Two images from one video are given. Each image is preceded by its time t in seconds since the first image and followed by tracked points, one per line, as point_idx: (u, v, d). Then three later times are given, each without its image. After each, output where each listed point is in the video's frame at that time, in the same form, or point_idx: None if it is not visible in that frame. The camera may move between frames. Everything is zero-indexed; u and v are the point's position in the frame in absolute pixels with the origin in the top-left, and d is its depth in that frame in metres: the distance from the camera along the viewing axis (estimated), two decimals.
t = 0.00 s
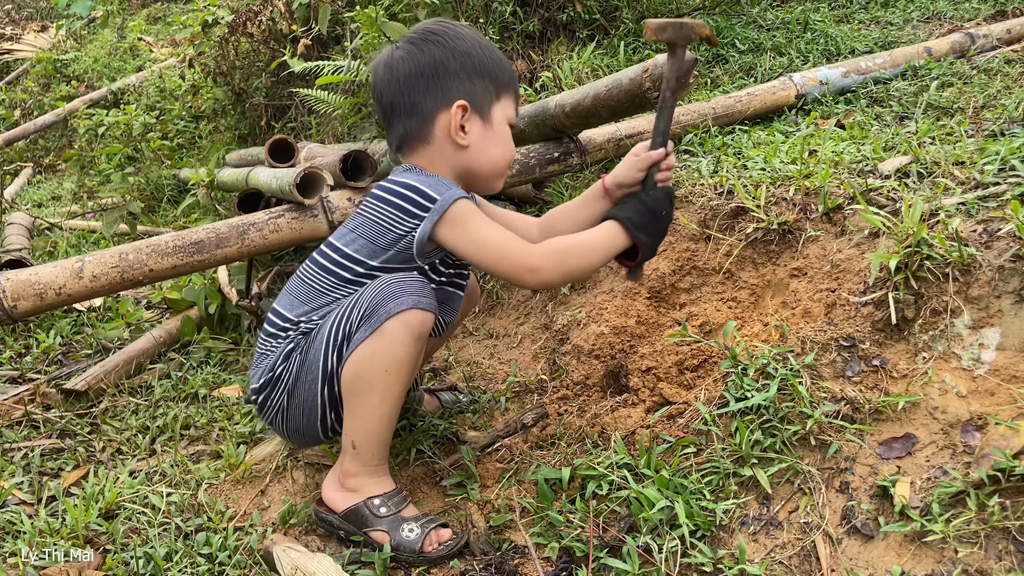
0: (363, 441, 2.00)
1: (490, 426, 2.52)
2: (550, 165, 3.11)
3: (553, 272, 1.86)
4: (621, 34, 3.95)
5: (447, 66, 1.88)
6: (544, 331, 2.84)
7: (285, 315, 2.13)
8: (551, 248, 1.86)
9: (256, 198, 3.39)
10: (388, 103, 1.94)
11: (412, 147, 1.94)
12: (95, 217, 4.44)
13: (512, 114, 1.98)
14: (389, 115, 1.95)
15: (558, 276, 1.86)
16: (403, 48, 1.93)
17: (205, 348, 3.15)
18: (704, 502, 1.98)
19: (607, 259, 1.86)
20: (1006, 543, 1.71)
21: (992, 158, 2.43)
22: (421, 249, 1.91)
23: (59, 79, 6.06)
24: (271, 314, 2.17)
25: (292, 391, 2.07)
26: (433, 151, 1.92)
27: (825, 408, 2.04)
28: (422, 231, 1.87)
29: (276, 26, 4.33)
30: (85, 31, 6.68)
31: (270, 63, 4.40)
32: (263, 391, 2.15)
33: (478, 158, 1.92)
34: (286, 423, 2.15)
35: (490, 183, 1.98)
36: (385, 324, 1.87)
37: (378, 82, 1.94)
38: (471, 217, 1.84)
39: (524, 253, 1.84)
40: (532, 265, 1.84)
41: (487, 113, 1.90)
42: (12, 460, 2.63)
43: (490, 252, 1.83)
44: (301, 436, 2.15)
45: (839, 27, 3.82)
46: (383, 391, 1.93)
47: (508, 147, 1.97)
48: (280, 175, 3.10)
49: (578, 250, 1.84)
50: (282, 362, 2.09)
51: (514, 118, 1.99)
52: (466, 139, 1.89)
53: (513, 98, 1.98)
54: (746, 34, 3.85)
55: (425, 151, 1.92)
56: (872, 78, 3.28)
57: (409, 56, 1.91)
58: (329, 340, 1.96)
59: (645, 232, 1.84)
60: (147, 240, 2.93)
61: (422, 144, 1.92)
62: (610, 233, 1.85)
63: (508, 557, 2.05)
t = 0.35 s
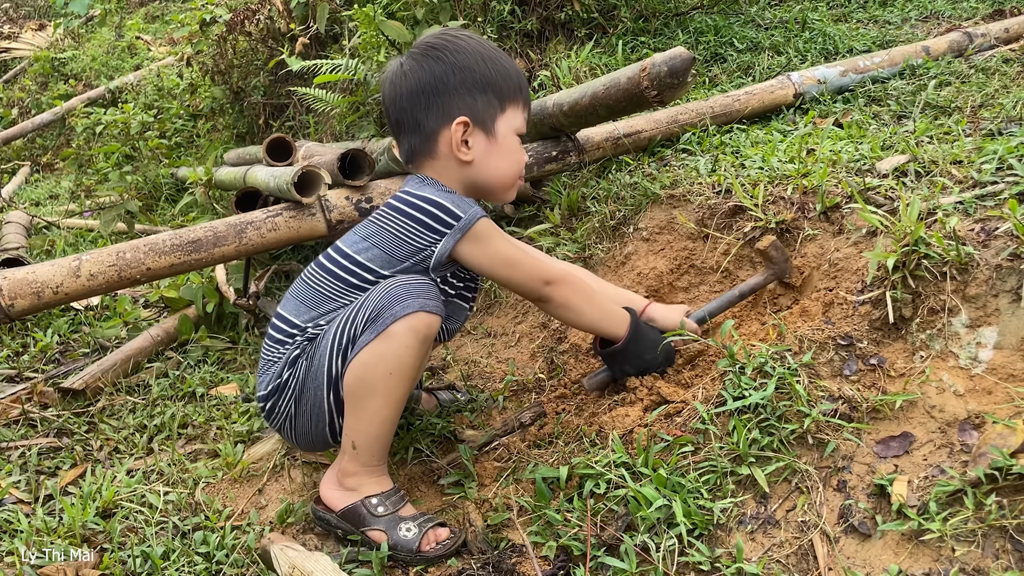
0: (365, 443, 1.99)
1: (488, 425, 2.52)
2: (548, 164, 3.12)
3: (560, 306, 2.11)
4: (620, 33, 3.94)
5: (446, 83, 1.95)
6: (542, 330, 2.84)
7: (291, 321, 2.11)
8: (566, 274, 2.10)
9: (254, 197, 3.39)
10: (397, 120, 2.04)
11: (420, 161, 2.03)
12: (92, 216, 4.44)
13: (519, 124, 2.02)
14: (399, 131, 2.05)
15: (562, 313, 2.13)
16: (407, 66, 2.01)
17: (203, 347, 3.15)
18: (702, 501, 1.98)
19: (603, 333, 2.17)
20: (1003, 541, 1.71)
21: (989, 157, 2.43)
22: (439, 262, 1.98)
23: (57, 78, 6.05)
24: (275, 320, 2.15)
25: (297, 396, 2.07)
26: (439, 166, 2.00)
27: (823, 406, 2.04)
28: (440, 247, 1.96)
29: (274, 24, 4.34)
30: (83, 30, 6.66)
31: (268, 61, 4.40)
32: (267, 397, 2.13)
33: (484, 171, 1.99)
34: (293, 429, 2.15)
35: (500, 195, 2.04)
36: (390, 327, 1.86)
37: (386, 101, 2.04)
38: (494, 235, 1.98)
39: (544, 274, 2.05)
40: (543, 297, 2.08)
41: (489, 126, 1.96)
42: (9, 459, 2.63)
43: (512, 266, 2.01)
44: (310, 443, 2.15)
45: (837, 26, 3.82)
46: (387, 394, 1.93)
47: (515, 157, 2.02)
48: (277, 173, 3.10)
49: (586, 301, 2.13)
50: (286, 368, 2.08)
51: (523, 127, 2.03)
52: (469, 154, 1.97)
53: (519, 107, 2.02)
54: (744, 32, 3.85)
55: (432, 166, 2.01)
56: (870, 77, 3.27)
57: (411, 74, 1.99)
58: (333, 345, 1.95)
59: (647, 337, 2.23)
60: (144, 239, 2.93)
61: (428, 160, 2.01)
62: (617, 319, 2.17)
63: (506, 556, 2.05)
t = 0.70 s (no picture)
0: (359, 442, 1.99)
1: (486, 423, 2.52)
2: (547, 162, 3.11)
3: (518, 312, 2.03)
4: (618, 31, 3.94)
5: (409, 73, 1.90)
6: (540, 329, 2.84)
7: (276, 334, 2.10)
8: (523, 279, 2.02)
9: (251, 195, 3.38)
10: (360, 109, 2.00)
11: (383, 151, 2.00)
12: (90, 215, 4.43)
13: (485, 114, 1.98)
14: (363, 121, 2.01)
15: (521, 318, 2.04)
16: (370, 54, 1.95)
17: (200, 345, 3.14)
18: (700, 499, 1.98)
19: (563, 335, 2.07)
20: (1001, 540, 1.71)
21: (987, 155, 2.43)
22: (400, 259, 1.95)
23: (55, 76, 6.04)
24: (261, 336, 2.14)
25: (293, 406, 2.06)
26: (402, 157, 1.98)
27: (821, 405, 2.03)
28: (398, 240, 1.92)
29: (271, 23, 4.33)
30: (81, 28, 6.65)
31: (266, 60, 4.40)
32: (264, 412, 2.13)
33: (448, 164, 1.97)
34: (292, 438, 2.14)
35: (465, 186, 2.02)
36: (381, 325, 1.86)
37: (350, 89, 2.00)
38: (448, 230, 1.94)
39: (497, 277, 1.98)
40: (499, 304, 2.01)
41: (453, 119, 1.92)
42: (5, 457, 2.62)
43: (464, 267, 1.95)
44: (313, 453, 2.15)
45: (836, 24, 3.82)
46: (381, 392, 1.92)
47: (481, 149, 1.99)
48: (274, 171, 3.09)
49: (545, 305, 2.03)
50: (279, 380, 2.08)
51: (490, 118, 1.99)
52: (431, 146, 1.93)
53: (486, 98, 1.98)
54: (742, 31, 3.84)
55: (395, 157, 1.98)
56: (868, 75, 3.27)
57: (374, 63, 1.94)
58: (325, 350, 1.94)
59: (612, 335, 2.11)
60: (141, 237, 2.92)
61: (391, 152, 1.98)
62: (577, 319, 2.07)
63: (503, 554, 2.04)
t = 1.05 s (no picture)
0: (358, 440, 1.99)
1: (485, 423, 2.52)
2: (546, 162, 3.10)
3: (468, 323, 1.92)
4: (617, 30, 3.93)
5: (360, 61, 1.89)
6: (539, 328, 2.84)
7: (271, 344, 2.09)
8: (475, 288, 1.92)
9: (250, 195, 3.38)
10: (311, 106, 1.96)
11: (343, 145, 1.98)
12: (88, 214, 4.42)
13: (437, 94, 2.00)
14: (316, 117, 1.98)
15: (464, 329, 1.93)
16: (316, 48, 1.93)
17: (199, 344, 3.14)
18: (699, 498, 1.99)
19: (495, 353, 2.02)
20: (1000, 539, 1.71)
21: (986, 155, 2.44)
22: (376, 254, 1.92)
23: (53, 75, 6.04)
24: (254, 348, 2.13)
25: (299, 413, 2.06)
26: (364, 148, 1.96)
27: (820, 404, 2.04)
28: (371, 233, 1.89)
29: (270, 22, 4.30)
30: (79, 27, 6.64)
31: (265, 59, 4.40)
32: (267, 422, 2.13)
33: (409, 147, 1.97)
34: (299, 444, 2.14)
35: (427, 167, 2.03)
36: (383, 324, 1.87)
37: (298, 87, 1.96)
38: (414, 223, 1.89)
39: (453, 276, 1.87)
40: (453, 309, 1.87)
41: (410, 100, 1.93)
42: (5, 457, 2.62)
43: (426, 259, 1.86)
44: (321, 455, 2.16)
45: (835, 24, 3.82)
46: (380, 390, 1.93)
47: (438, 129, 2.01)
48: (273, 171, 3.09)
49: (489, 320, 1.95)
50: (281, 388, 2.08)
51: (440, 97, 2.02)
52: (393, 131, 1.93)
53: (435, 78, 2.00)
54: (741, 30, 3.85)
55: (357, 148, 1.96)
56: (867, 75, 3.27)
57: (320, 55, 1.92)
58: (326, 353, 1.95)
59: (537, 354, 2.11)
60: (140, 237, 2.92)
61: (352, 143, 1.96)
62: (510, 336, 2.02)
63: (502, 553, 2.05)
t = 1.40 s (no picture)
0: (369, 442, 1.99)
1: (485, 422, 2.52)
2: (546, 162, 3.10)
3: (535, 287, 1.89)
4: (616, 30, 3.93)
5: (398, 47, 1.89)
6: (539, 328, 2.84)
7: (295, 330, 2.11)
8: (523, 257, 1.87)
9: (250, 194, 3.38)
10: (343, 92, 1.93)
11: (374, 132, 1.94)
12: (87, 213, 4.41)
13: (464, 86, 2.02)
14: (346, 104, 1.94)
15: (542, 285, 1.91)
16: (349, 35, 1.91)
17: (199, 344, 3.13)
18: (700, 498, 1.99)
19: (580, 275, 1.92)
20: (1000, 538, 1.72)
21: (986, 155, 2.44)
22: (406, 254, 1.90)
23: (51, 75, 6.02)
24: (277, 332, 2.15)
25: (314, 402, 2.08)
26: (397, 135, 1.92)
27: (820, 404, 2.04)
28: (400, 234, 1.87)
29: (270, 22, 4.31)
30: (78, 27, 6.63)
31: (264, 59, 4.40)
32: (280, 407, 2.15)
33: (439, 136, 1.95)
34: (308, 434, 2.17)
35: (452, 160, 2.01)
36: (413, 331, 1.88)
37: (329, 73, 1.93)
38: (447, 220, 1.85)
39: (496, 261, 1.84)
40: (515, 288, 1.87)
41: (443, 88, 1.93)
42: (4, 456, 2.61)
43: (470, 259, 1.84)
44: (326, 449, 2.18)
45: (834, 24, 3.83)
46: (399, 397, 1.94)
47: (465, 121, 2.01)
48: (273, 170, 3.09)
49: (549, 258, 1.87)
50: (301, 374, 2.09)
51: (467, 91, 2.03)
52: (426, 117, 1.91)
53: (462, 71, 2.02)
54: (741, 30, 3.85)
55: (389, 136, 1.93)
56: (866, 75, 3.27)
57: (356, 42, 1.90)
58: (350, 350, 1.96)
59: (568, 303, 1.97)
60: (140, 236, 2.92)
61: (383, 129, 1.92)
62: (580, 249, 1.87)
63: (503, 553, 2.05)
